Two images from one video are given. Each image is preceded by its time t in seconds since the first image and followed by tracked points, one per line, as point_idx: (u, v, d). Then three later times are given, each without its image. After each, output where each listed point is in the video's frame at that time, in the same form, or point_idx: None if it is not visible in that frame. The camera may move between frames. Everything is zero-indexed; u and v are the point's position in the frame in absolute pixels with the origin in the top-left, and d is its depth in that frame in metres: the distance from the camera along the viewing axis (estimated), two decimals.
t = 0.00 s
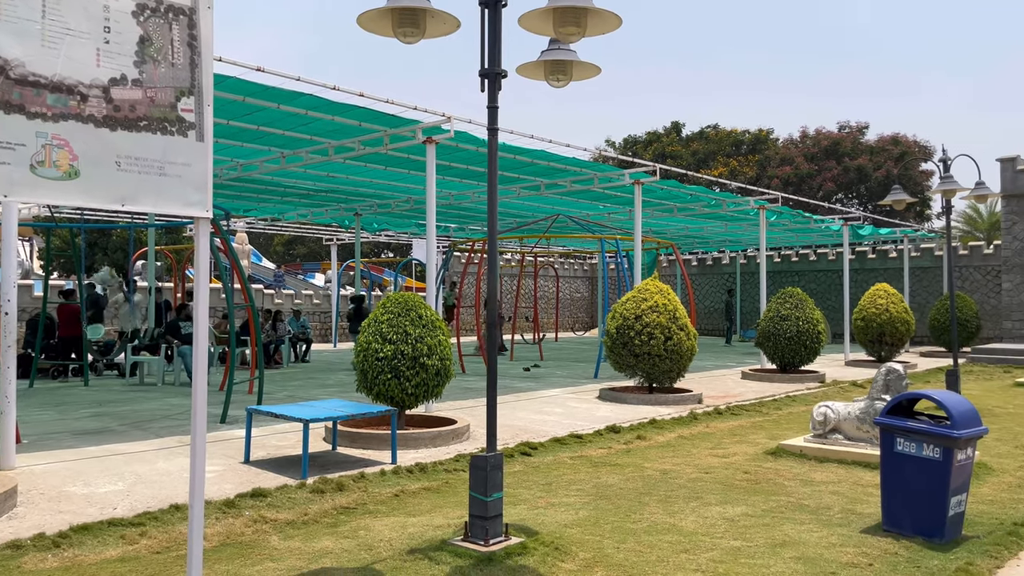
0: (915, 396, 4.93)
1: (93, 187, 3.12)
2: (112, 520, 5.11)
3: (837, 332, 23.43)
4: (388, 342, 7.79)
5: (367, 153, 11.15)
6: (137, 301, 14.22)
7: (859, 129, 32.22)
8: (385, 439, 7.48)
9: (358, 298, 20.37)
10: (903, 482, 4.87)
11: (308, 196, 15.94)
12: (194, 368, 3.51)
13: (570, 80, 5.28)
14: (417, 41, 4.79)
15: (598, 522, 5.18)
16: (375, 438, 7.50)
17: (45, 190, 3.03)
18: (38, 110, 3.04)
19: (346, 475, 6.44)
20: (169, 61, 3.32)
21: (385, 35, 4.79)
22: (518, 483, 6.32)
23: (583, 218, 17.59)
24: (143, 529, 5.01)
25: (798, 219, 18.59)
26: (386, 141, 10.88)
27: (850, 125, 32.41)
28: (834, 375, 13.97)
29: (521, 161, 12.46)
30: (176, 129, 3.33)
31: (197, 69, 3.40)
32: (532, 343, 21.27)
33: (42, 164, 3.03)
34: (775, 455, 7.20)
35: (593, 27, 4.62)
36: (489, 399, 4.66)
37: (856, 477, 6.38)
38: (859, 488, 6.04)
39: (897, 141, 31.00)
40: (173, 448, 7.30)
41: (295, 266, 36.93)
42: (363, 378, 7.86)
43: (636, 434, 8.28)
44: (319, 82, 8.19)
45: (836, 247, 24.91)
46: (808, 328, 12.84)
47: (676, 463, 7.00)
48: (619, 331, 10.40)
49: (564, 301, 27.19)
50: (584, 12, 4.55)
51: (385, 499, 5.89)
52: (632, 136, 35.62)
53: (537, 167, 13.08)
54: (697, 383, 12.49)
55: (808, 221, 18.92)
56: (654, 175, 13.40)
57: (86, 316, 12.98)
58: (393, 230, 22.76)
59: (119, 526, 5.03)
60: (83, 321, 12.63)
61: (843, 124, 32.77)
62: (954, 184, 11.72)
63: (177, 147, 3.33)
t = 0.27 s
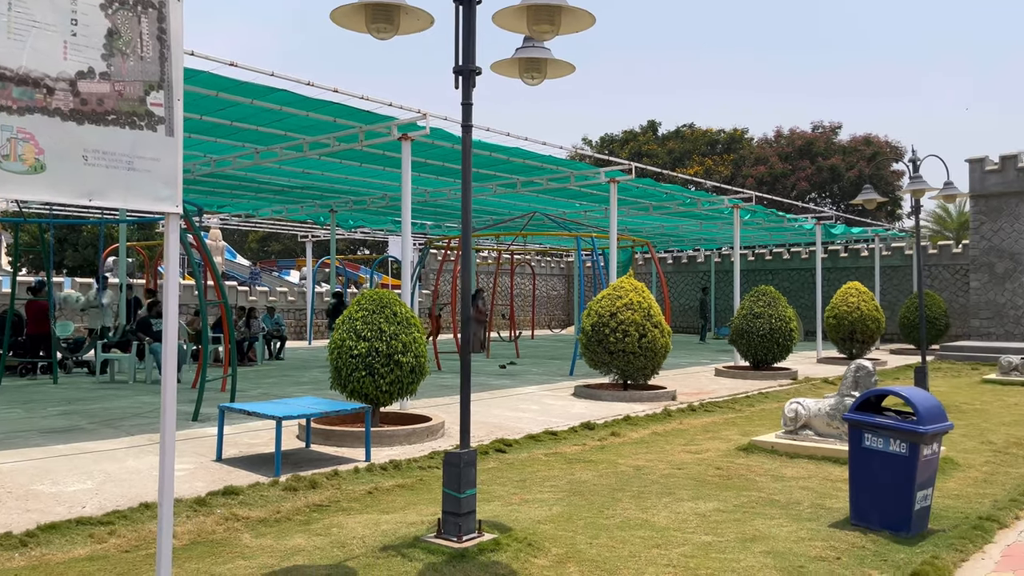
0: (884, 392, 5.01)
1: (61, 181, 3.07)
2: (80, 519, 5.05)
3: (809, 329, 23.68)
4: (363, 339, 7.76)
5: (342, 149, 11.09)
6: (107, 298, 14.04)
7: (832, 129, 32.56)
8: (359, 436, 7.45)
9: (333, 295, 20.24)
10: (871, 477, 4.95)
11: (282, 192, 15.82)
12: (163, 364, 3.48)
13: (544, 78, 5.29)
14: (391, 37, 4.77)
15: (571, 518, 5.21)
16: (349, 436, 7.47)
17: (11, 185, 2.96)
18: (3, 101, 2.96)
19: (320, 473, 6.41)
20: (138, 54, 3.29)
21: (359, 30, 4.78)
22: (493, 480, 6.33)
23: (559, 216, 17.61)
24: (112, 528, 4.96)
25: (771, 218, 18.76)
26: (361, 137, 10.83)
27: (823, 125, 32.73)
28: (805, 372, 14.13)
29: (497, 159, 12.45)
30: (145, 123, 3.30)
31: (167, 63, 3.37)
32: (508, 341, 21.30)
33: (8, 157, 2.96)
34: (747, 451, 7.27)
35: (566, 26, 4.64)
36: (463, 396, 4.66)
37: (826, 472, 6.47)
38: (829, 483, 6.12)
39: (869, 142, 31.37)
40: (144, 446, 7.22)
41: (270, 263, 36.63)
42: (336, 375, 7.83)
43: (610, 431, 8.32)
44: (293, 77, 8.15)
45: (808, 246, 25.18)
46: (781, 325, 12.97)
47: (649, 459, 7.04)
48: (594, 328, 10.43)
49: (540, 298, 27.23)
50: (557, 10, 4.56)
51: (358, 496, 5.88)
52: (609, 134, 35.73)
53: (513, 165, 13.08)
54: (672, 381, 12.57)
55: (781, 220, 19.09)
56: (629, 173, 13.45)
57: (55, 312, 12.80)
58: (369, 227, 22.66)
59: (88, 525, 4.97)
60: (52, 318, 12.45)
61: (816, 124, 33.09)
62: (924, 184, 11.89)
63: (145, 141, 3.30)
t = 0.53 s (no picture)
0: (848, 390, 5.11)
1: (25, 176, 3.03)
2: (44, 518, 4.97)
3: (777, 328, 23.96)
4: (332, 337, 7.73)
5: (312, 146, 11.02)
6: (71, 295, 13.81)
7: (801, 129, 32.95)
8: (329, 434, 7.42)
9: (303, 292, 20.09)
10: (835, 473, 5.04)
11: (251, 188, 15.68)
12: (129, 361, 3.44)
13: (516, 77, 5.30)
14: (361, 34, 4.75)
15: (541, 515, 5.24)
16: (318, 434, 7.43)
17: None
18: None
19: (289, 471, 6.38)
20: (104, 48, 3.25)
21: (329, 26, 4.74)
22: (463, 477, 6.34)
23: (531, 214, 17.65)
24: (76, 527, 4.89)
25: (740, 217, 18.96)
26: (332, 134, 10.77)
27: (792, 126, 33.09)
28: (773, 370, 14.31)
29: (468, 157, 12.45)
30: (111, 118, 3.26)
31: (134, 57, 3.34)
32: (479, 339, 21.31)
33: None
34: (715, 447, 7.36)
35: (537, 25, 4.65)
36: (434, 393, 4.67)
37: (792, 468, 6.57)
38: (794, 479, 6.22)
39: (837, 143, 31.79)
40: (109, 445, 7.12)
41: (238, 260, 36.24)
42: (306, 372, 7.78)
43: (580, 428, 8.37)
44: (264, 73, 8.09)
45: (776, 245, 25.47)
46: (749, 324, 13.12)
47: (619, 456, 7.10)
48: (565, 326, 10.48)
49: (511, 296, 27.26)
50: (529, 9, 4.58)
51: (328, 494, 5.86)
52: (580, 133, 35.83)
53: (485, 163, 13.08)
54: (642, 378, 12.66)
55: (750, 220, 19.29)
56: (600, 172, 13.51)
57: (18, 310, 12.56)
58: (340, 224, 22.52)
59: (52, 525, 4.91)
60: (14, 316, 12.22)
61: (785, 125, 33.46)
62: (888, 186, 12.09)
63: (111, 136, 3.26)
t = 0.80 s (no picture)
0: (808, 389, 5.23)
1: None
2: (4, 519, 4.90)
3: (740, 327, 24.30)
4: (298, 336, 7.69)
5: (278, 143, 10.94)
6: (28, 292, 13.53)
7: (764, 132, 33.41)
8: (295, 433, 7.39)
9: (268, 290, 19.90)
10: (795, 470, 5.16)
11: (215, 185, 15.50)
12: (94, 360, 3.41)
13: (485, 78, 5.33)
14: (331, 34, 4.73)
15: (508, 513, 5.28)
16: (284, 433, 7.40)
17: None
18: None
19: (254, 470, 6.34)
20: (70, 44, 3.22)
21: (299, 25, 4.72)
22: (430, 476, 6.36)
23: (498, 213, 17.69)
24: (37, 528, 4.82)
25: (704, 218, 19.19)
26: (298, 131, 10.70)
27: (755, 129, 33.50)
28: (735, 369, 14.53)
29: (436, 155, 12.45)
30: (77, 115, 3.23)
31: (100, 54, 3.31)
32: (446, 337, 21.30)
33: None
34: (679, 445, 7.47)
35: (507, 27, 4.69)
36: (402, 392, 4.68)
37: (754, 466, 6.70)
38: (756, 477, 6.34)
39: (799, 145, 32.28)
40: (69, 445, 7.02)
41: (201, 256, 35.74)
42: (272, 372, 7.73)
43: (546, 427, 8.43)
44: (230, 70, 8.03)
45: (739, 246, 25.82)
46: (713, 323, 13.30)
47: (585, 455, 7.17)
48: (532, 325, 10.53)
49: (478, 295, 27.28)
50: (499, 12, 4.62)
51: (294, 493, 5.84)
52: (547, 132, 35.92)
53: (452, 162, 13.08)
54: (607, 377, 12.77)
55: (714, 220, 19.54)
56: (567, 172, 13.58)
57: None
58: (305, 221, 22.34)
59: (12, 526, 4.83)
60: None
61: (749, 127, 33.91)
62: (849, 189, 12.35)
63: (77, 134, 3.23)
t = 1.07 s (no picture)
0: (765, 388, 5.36)
1: None
2: None
3: (698, 327, 24.63)
4: (259, 334, 7.62)
5: (239, 139, 10.82)
6: None
7: (723, 134, 33.87)
8: (255, 433, 7.33)
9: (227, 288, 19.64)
10: (752, 467, 5.27)
11: (173, 181, 15.26)
12: (54, 358, 3.36)
13: (450, 78, 5.34)
14: (297, 32, 4.67)
15: (470, 511, 5.32)
16: (244, 432, 7.33)
17: None
18: None
19: (214, 470, 6.28)
20: (31, 39, 3.18)
21: (264, 23, 4.66)
22: (392, 475, 6.37)
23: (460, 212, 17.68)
24: None
25: (664, 219, 19.41)
26: (260, 128, 10.60)
27: (714, 131, 33.91)
28: (694, 368, 14.73)
29: (399, 154, 12.41)
30: (38, 110, 3.18)
31: (62, 49, 3.27)
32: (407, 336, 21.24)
33: None
34: (639, 444, 7.57)
35: (473, 28, 4.72)
36: (366, 391, 4.69)
37: (712, 463, 6.82)
38: (714, 474, 6.46)
39: (757, 148, 32.75)
40: (22, 445, 6.87)
41: (157, 254, 35.10)
42: (231, 370, 7.66)
43: (508, 425, 8.48)
44: (191, 65, 7.94)
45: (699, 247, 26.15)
46: (672, 323, 13.47)
47: (547, 453, 7.23)
48: (495, 325, 10.56)
49: (439, 294, 27.23)
50: (465, 14, 4.64)
51: (255, 493, 5.81)
52: (510, 132, 35.96)
53: (415, 160, 13.05)
54: (569, 376, 12.87)
55: (674, 221, 19.78)
56: (530, 172, 13.64)
57: None
58: (264, 218, 22.09)
59: None
60: None
61: (708, 129, 34.34)
62: (805, 192, 12.60)
63: (38, 129, 3.19)
